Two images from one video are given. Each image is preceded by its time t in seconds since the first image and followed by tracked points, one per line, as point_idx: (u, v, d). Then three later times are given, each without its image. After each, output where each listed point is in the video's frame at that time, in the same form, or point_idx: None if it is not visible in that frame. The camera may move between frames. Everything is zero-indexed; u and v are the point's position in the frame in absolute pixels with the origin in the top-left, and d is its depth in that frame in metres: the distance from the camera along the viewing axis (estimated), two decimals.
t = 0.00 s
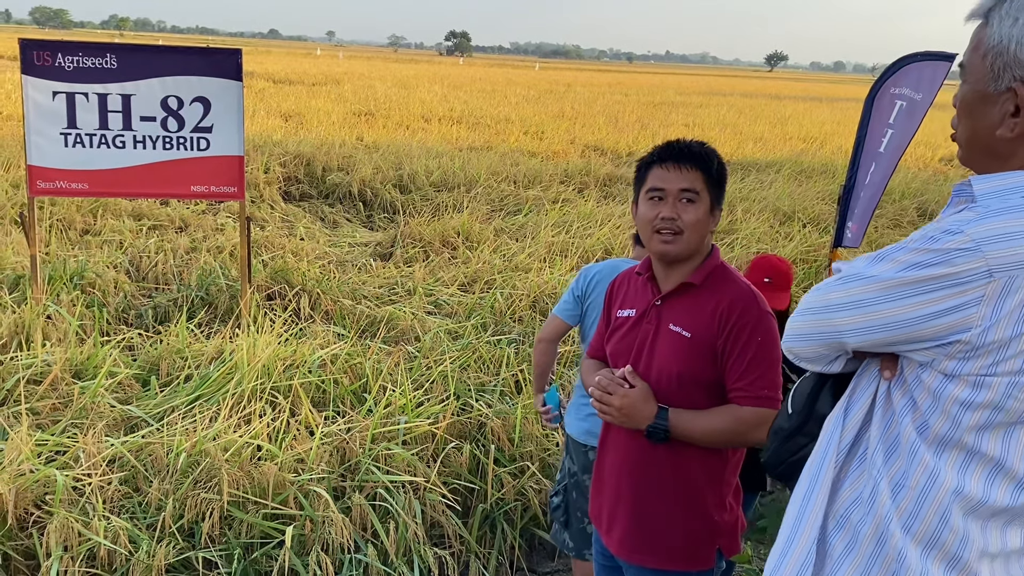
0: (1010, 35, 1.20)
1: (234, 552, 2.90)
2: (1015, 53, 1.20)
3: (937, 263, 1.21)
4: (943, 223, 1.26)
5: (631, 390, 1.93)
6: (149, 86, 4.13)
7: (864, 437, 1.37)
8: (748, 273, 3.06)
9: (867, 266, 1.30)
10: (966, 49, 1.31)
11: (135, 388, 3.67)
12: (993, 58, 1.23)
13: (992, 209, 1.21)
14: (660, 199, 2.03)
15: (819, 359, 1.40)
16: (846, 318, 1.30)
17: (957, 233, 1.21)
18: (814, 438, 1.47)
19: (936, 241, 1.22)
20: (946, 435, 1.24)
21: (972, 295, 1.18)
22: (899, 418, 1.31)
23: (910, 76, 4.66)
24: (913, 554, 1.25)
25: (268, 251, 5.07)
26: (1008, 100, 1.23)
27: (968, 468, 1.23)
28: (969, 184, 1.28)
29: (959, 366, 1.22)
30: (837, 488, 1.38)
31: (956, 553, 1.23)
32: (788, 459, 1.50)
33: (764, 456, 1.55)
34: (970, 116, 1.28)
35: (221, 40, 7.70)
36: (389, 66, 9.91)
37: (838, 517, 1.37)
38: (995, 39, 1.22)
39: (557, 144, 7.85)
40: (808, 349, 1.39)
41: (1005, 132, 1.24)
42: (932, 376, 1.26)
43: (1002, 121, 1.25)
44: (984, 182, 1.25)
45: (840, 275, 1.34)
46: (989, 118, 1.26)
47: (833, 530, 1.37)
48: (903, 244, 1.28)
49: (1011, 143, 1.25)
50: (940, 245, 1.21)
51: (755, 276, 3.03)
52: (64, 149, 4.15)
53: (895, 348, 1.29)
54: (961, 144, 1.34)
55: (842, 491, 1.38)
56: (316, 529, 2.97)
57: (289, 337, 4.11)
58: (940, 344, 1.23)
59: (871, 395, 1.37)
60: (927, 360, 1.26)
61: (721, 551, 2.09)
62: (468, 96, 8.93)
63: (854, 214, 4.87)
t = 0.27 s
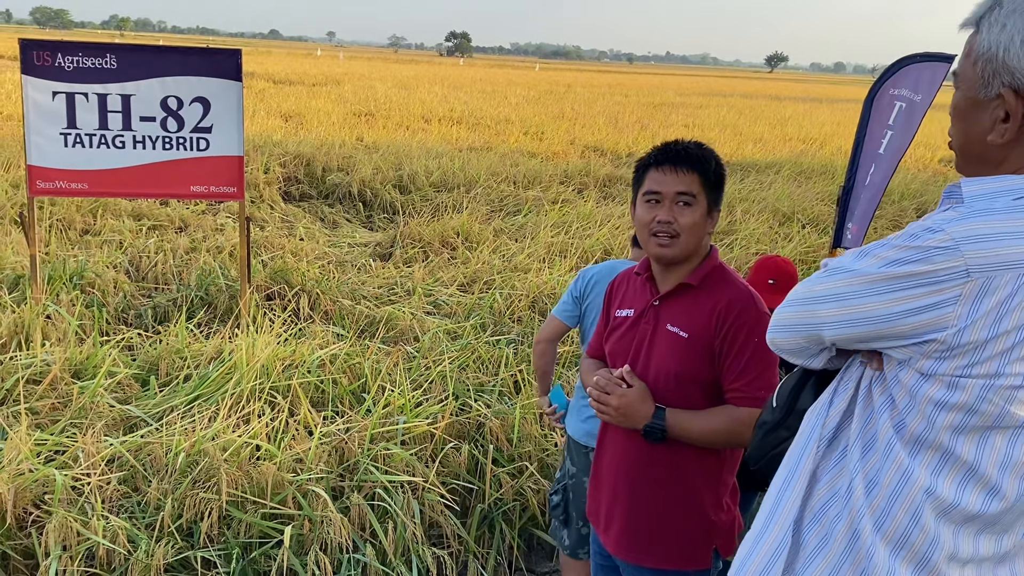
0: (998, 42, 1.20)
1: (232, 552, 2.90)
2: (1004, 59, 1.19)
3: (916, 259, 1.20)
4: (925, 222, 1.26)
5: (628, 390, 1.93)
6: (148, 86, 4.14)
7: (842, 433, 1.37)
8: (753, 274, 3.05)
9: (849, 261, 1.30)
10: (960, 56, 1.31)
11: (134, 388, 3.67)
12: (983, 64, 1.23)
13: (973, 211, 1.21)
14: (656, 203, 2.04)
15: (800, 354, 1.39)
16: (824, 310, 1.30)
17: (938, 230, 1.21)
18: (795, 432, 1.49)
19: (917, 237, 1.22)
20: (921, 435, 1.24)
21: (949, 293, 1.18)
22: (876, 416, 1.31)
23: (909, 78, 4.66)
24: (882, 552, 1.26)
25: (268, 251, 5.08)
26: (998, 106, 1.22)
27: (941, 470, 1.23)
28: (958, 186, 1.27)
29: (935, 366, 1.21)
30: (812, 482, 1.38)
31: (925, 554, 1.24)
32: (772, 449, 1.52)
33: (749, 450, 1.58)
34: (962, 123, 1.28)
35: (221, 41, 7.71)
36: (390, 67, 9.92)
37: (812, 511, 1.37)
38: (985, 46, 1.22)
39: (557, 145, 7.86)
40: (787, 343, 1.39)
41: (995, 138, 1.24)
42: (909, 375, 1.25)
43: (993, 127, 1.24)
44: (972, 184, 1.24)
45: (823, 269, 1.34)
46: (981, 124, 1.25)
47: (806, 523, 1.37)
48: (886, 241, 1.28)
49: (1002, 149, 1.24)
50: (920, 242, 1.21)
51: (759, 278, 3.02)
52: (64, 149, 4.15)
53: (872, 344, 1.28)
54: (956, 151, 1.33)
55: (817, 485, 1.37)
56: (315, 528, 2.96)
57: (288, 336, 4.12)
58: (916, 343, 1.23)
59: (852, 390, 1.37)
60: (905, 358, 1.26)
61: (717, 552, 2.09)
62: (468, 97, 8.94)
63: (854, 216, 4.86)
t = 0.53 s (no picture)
0: (995, 38, 1.20)
1: (229, 552, 2.89)
2: (998, 54, 1.19)
3: (931, 268, 1.17)
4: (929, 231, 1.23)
5: (623, 389, 1.93)
6: (147, 86, 4.14)
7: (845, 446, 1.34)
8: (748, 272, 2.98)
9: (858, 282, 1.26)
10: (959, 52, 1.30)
11: (132, 387, 3.66)
12: (979, 61, 1.23)
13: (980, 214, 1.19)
14: (651, 206, 2.03)
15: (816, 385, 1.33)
16: (846, 335, 1.24)
17: (946, 237, 1.18)
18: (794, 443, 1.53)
19: (926, 248, 1.19)
20: (932, 449, 1.20)
21: (970, 301, 1.15)
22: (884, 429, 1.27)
23: (907, 78, 4.66)
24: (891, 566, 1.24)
25: (266, 251, 5.08)
26: (993, 102, 1.22)
27: (957, 485, 1.20)
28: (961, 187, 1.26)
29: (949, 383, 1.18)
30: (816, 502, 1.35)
31: (931, 566, 1.23)
32: (767, 461, 1.57)
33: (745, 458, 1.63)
34: (958, 119, 1.28)
35: (220, 41, 7.71)
36: (389, 67, 9.92)
37: (819, 527, 1.34)
38: (981, 42, 1.22)
39: (556, 145, 7.86)
40: (803, 372, 1.33)
41: (990, 134, 1.23)
42: (925, 389, 1.22)
43: (988, 124, 1.23)
44: (973, 185, 1.24)
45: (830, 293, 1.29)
46: (975, 121, 1.25)
47: (807, 538, 1.34)
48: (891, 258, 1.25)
49: (998, 145, 1.24)
50: (932, 251, 1.18)
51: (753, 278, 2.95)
52: (62, 149, 4.15)
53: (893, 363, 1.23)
54: (953, 150, 1.33)
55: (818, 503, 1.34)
56: (312, 528, 2.96)
57: (286, 336, 4.11)
58: (937, 356, 1.19)
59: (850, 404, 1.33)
60: (922, 371, 1.22)
61: (714, 552, 2.08)
62: (467, 97, 8.94)
63: (853, 216, 4.86)
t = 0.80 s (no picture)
0: (969, 34, 1.19)
1: (226, 551, 2.89)
2: (972, 48, 1.19)
3: (952, 289, 1.08)
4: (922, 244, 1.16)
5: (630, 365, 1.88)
6: (144, 85, 4.14)
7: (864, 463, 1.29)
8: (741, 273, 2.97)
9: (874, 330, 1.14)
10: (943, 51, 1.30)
11: (128, 387, 3.66)
12: (956, 56, 1.22)
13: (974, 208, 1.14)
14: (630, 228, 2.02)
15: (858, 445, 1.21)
16: (895, 389, 1.12)
17: (952, 246, 1.10)
18: (809, 461, 1.57)
19: (934, 266, 1.10)
20: (966, 456, 1.16)
21: (999, 302, 1.08)
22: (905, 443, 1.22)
23: (904, 79, 4.66)
24: None
25: (263, 251, 5.07)
26: (969, 95, 1.21)
27: (997, 481, 1.16)
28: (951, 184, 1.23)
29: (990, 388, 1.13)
30: (863, 536, 1.29)
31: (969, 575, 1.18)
32: (785, 483, 1.60)
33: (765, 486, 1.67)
34: (940, 115, 1.27)
35: (218, 40, 7.71)
36: (387, 67, 9.92)
37: (846, 545, 1.30)
38: (958, 38, 1.22)
39: (553, 145, 7.86)
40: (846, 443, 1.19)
41: (968, 127, 1.22)
42: (951, 400, 1.16)
43: (966, 117, 1.22)
44: (961, 180, 1.21)
45: (841, 351, 1.16)
46: (954, 115, 1.24)
47: (835, 556, 1.31)
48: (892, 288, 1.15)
49: (981, 139, 1.22)
50: (939, 266, 1.10)
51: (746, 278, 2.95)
52: (59, 149, 4.15)
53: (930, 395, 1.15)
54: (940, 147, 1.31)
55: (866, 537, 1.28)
56: (309, 528, 2.95)
57: (283, 336, 4.11)
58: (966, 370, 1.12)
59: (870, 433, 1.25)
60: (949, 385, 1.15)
61: (710, 551, 2.08)
62: (464, 97, 8.94)
63: (850, 216, 4.85)
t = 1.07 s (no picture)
0: (926, 36, 1.21)
1: (222, 551, 2.88)
2: (929, 48, 1.20)
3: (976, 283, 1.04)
4: (918, 254, 1.10)
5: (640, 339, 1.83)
6: (140, 85, 4.13)
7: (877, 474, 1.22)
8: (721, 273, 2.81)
9: (928, 356, 1.04)
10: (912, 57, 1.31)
11: (124, 387, 3.65)
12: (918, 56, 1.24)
13: (950, 200, 1.13)
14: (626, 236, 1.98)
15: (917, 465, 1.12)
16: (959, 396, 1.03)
17: (958, 244, 1.06)
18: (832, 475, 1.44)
19: (956, 268, 1.05)
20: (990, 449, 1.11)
21: (1016, 277, 1.05)
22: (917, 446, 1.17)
23: (900, 78, 4.66)
24: None
25: (259, 250, 5.06)
26: (928, 93, 1.22)
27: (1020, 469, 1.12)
28: (921, 184, 1.21)
29: None
30: (949, 575, 1.14)
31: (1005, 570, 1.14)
32: (804, 505, 1.49)
33: (783, 508, 1.56)
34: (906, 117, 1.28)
35: (215, 39, 7.70)
36: (384, 66, 9.92)
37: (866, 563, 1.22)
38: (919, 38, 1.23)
39: (550, 145, 7.87)
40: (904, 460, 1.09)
41: (928, 123, 1.23)
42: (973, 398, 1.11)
43: (926, 114, 1.23)
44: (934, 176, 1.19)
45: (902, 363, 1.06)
46: (917, 113, 1.25)
47: None
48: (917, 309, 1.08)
49: (946, 137, 1.22)
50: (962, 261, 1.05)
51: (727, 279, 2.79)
52: (55, 148, 4.14)
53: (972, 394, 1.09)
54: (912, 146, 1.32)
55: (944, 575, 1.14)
56: (305, 528, 2.94)
57: (279, 336, 4.10)
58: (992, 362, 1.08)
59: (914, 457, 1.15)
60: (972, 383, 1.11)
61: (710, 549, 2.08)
62: (461, 96, 8.94)
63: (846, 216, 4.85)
